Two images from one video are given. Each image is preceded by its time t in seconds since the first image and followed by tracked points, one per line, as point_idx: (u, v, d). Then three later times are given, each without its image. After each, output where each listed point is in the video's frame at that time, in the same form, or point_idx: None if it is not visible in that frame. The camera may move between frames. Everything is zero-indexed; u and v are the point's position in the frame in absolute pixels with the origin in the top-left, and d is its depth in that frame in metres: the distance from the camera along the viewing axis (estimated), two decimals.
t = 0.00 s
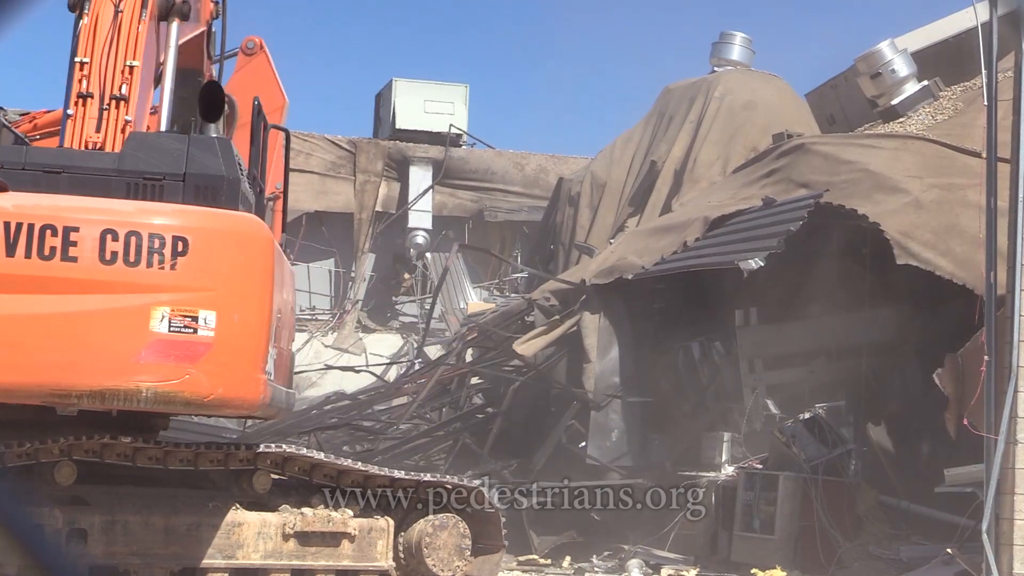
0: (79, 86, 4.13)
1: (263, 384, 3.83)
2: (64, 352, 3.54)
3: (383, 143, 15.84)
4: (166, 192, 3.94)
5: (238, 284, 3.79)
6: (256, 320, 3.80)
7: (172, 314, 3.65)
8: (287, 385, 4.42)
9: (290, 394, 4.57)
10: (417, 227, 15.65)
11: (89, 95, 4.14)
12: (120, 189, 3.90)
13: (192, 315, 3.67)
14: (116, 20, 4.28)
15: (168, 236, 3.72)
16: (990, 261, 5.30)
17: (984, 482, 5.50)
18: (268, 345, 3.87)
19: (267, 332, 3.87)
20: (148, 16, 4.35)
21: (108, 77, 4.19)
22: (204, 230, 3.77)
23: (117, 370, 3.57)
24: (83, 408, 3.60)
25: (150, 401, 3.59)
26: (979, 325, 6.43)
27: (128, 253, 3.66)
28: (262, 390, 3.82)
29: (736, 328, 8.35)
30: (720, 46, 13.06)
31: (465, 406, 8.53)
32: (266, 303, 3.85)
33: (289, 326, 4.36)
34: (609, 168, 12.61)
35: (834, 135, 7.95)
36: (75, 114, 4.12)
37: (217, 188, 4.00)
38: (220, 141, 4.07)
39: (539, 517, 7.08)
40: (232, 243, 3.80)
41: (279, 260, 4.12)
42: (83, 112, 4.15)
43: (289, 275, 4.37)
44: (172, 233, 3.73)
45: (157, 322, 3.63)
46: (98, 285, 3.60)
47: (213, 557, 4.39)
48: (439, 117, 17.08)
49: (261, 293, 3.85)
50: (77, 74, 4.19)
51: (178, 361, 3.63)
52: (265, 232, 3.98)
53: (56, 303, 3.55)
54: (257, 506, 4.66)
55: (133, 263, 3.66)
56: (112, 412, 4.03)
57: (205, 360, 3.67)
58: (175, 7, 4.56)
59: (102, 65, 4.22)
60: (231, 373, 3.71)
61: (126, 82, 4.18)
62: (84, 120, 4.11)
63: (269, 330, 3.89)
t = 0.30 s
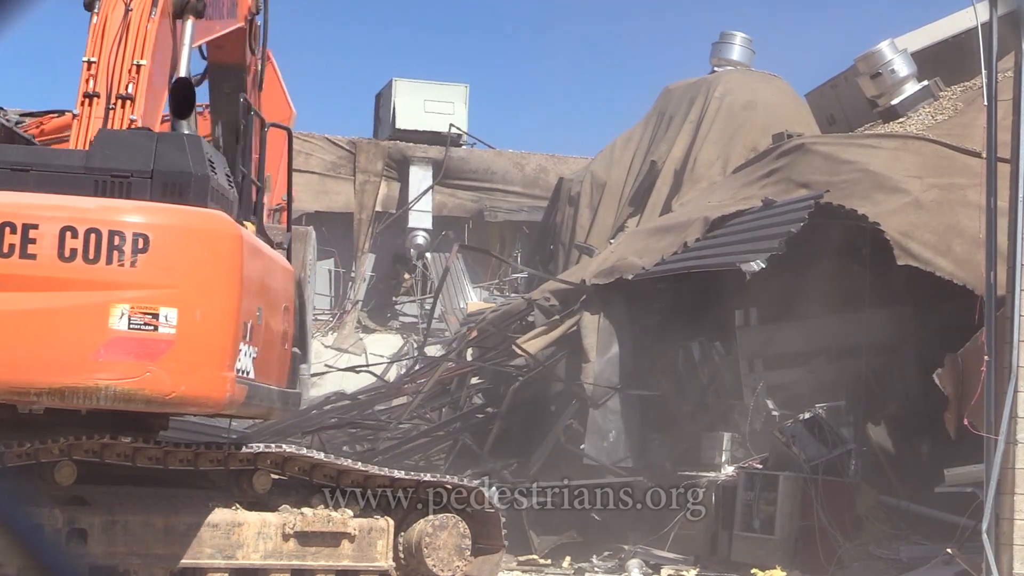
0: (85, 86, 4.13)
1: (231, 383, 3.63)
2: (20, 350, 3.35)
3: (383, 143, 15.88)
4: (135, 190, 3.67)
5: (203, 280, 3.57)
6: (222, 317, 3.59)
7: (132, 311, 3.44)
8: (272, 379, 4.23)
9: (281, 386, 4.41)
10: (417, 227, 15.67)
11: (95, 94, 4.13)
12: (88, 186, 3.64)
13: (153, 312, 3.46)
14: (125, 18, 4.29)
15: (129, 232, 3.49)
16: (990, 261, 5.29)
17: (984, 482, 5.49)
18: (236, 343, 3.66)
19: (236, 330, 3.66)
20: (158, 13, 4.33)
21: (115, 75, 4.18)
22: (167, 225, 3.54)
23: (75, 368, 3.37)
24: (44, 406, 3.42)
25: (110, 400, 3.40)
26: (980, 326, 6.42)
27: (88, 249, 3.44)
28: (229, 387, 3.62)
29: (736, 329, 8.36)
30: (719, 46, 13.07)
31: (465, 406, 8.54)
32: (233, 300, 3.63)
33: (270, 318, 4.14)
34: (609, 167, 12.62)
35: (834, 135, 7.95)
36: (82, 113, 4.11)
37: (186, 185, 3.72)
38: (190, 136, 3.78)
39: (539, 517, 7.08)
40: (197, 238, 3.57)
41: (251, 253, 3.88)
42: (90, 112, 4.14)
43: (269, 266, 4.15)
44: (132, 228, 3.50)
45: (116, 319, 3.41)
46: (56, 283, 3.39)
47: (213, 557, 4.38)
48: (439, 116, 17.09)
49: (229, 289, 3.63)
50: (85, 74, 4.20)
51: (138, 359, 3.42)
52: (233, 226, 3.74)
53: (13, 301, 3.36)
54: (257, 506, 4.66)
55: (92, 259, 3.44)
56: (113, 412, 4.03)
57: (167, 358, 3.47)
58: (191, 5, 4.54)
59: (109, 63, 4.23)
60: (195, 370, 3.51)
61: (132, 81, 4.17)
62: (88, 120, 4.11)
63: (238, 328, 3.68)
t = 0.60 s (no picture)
0: (93, 85, 4.21)
1: (188, 380, 3.54)
2: None
3: (383, 143, 15.82)
4: (92, 185, 3.62)
5: (154, 277, 3.49)
6: (176, 314, 3.51)
7: (81, 307, 3.38)
8: (256, 376, 4.09)
9: (270, 383, 4.24)
10: (417, 227, 15.68)
11: (104, 94, 4.20)
12: (47, 183, 3.62)
13: (101, 308, 3.40)
14: (138, 18, 4.40)
15: (78, 228, 3.42)
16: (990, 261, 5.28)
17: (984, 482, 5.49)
18: (193, 339, 3.56)
19: (192, 326, 3.56)
20: (169, 11, 4.39)
21: (123, 74, 4.25)
22: (116, 220, 3.46)
23: (23, 365, 3.32)
24: None
25: (59, 396, 3.35)
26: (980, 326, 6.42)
27: (37, 245, 3.38)
28: (186, 384, 3.54)
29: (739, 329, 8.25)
30: (720, 46, 13.07)
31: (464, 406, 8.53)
32: (188, 295, 3.55)
33: (250, 313, 4.01)
34: (609, 167, 12.63)
35: (834, 136, 7.96)
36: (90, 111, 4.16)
37: (143, 180, 3.63)
38: (153, 133, 3.70)
39: (540, 517, 7.07)
40: (148, 234, 3.49)
41: (218, 247, 3.77)
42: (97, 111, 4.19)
43: (247, 259, 4.02)
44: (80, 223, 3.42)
45: (64, 316, 3.35)
46: (4, 280, 3.33)
47: (213, 557, 4.37)
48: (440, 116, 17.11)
49: (185, 285, 3.54)
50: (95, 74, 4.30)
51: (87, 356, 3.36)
52: (191, 220, 3.64)
53: None
54: (257, 506, 4.66)
55: (41, 255, 3.38)
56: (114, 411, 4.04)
57: (117, 354, 3.40)
58: (207, 4, 4.61)
59: (118, 63, 4.32)
60: (146, 367, 3.44)
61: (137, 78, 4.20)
62: (95, 118, 4.15)
63: (195, 324, 3.58)
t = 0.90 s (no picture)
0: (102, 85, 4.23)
1: (138, 377, 3.41)
2: None
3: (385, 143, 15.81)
4: (45, 183, 3.52)
5: (101, 272, 3.37)
6: (125, 310, 3.39)
7: (24, 303, 3.27)
8: (238, 374, 3.96)
9: (258, 383, 4.12)
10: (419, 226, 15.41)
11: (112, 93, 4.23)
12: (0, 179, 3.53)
13: (44, 303, 3.28)
14: (148, 17, 4.48)
15: (22, 224, 3.32)
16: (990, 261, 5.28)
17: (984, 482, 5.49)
18: (145, 335, 3.44)
19: (144, 323, 3.44)
20: (181, 8, 4.53)
21: (133, 71, 4.31)
22: (58, 215, 3.35)
23: None
24: None
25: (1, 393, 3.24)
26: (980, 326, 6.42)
27: None
28: (137, 380, 3.42)
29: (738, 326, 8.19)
30: (719, 46, 13.07)
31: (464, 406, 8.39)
32: (138, 290, 3.43)
33: (226, 309, 3.87)
34: (609, 168, 12.64)
35: (834, 136, 7.96)
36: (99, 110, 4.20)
37: (97, 176, 3.53)
38: (107, 128, 3.60)
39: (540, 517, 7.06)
40: (94, 228, 3.38)
41: (178, 242, 3.64)
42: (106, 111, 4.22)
43: (220, 254, 3.88)
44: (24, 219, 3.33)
45: (5, 312, 3.25)
46: None
47: (213, 557, 4.38)
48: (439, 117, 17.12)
49: (135, 280, 3.43)
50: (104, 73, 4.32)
51: (29, 352, 3.25)
52: (144, 215, 3.52)
53: None
54: (257, 506, 4.69)
55: None
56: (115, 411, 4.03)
57: (61, 351, 3.29)
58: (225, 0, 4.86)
59: (127, 62, 4.35)
60: (93, 363, 3.33)
61: (147, 76, 4.28)
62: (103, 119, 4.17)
63: (148, 320, 3.46)
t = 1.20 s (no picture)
0: (108, 85, 4.35)
1: (97, 374, 3.41)
2: None
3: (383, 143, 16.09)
4: (7, 178, 3.51)
5: (59, 270, 3.36)
6: (83, 308, 3.38)
7: None
8: (219, 372, 3.95)
9: (246, 381, 4.11)
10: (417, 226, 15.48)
11: (118, 93, 4.35)
12: None
13: None
14: (157, 19, 4.63)
15: None
16: (990, 260, 5.27)
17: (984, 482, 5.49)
18: (105, 332, 3.43)
19: (104, 320, 3.43)
20: (189, 9, 4.71)
21: (141, 70, 4.46)
22: (15, 212, 3.34)
23: None
24: None
25: None
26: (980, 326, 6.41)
27: None
28: (94, 377, 3.41)
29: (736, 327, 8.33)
30: (719, 46, 13.07)
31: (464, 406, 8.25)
32: (95, 287, 3.41)
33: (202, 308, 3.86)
34: (609, 168, 12.65)
35: (834, 136, 7.97)
36: (107, 110, 4.30)
37: (58, 173, 3.53)
38: (70, 124, 3.62)
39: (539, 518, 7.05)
40: (53, 226, 3.37)
41: (144, 240, 3.63)
42: (112, 110, 4.34)
43: (195, 252, 3.87)
44: None
45: None
46: None
47: (213, 557, 4.39)
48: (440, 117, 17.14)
49: (92, 278, 3.41)
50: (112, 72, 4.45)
51: None
52: (105, 212, 3.51)
53: None
54: (257, 506, 4.71)
55: None
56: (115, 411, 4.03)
57: (15, 348, 3.28)
58: None
59: (134, 62, 4.48)
60: (47, 360, 3.32)
61: (155, 75, 4.45)
62: (109, 117, 4.30)
63: (108, 318, 3.45)
